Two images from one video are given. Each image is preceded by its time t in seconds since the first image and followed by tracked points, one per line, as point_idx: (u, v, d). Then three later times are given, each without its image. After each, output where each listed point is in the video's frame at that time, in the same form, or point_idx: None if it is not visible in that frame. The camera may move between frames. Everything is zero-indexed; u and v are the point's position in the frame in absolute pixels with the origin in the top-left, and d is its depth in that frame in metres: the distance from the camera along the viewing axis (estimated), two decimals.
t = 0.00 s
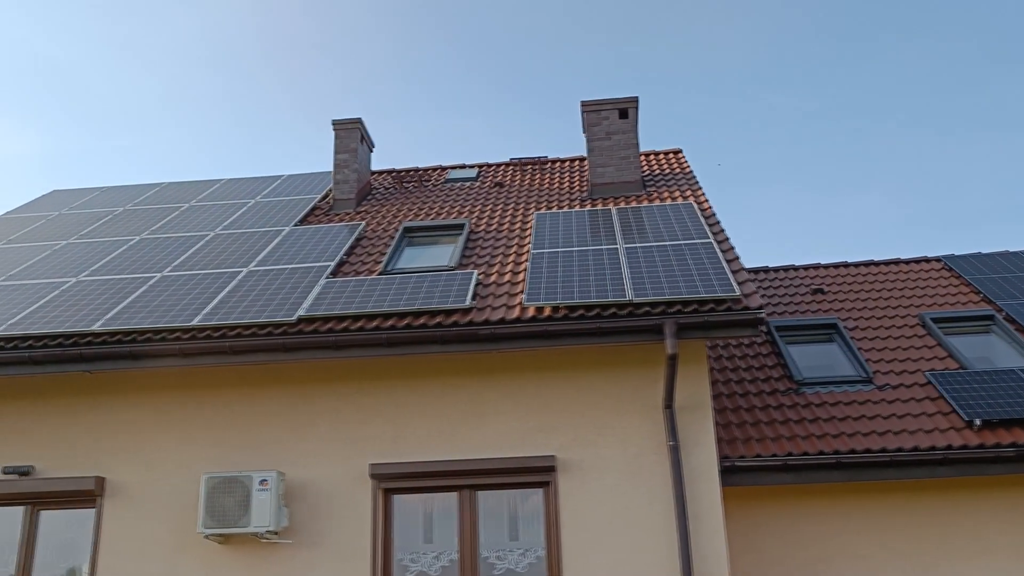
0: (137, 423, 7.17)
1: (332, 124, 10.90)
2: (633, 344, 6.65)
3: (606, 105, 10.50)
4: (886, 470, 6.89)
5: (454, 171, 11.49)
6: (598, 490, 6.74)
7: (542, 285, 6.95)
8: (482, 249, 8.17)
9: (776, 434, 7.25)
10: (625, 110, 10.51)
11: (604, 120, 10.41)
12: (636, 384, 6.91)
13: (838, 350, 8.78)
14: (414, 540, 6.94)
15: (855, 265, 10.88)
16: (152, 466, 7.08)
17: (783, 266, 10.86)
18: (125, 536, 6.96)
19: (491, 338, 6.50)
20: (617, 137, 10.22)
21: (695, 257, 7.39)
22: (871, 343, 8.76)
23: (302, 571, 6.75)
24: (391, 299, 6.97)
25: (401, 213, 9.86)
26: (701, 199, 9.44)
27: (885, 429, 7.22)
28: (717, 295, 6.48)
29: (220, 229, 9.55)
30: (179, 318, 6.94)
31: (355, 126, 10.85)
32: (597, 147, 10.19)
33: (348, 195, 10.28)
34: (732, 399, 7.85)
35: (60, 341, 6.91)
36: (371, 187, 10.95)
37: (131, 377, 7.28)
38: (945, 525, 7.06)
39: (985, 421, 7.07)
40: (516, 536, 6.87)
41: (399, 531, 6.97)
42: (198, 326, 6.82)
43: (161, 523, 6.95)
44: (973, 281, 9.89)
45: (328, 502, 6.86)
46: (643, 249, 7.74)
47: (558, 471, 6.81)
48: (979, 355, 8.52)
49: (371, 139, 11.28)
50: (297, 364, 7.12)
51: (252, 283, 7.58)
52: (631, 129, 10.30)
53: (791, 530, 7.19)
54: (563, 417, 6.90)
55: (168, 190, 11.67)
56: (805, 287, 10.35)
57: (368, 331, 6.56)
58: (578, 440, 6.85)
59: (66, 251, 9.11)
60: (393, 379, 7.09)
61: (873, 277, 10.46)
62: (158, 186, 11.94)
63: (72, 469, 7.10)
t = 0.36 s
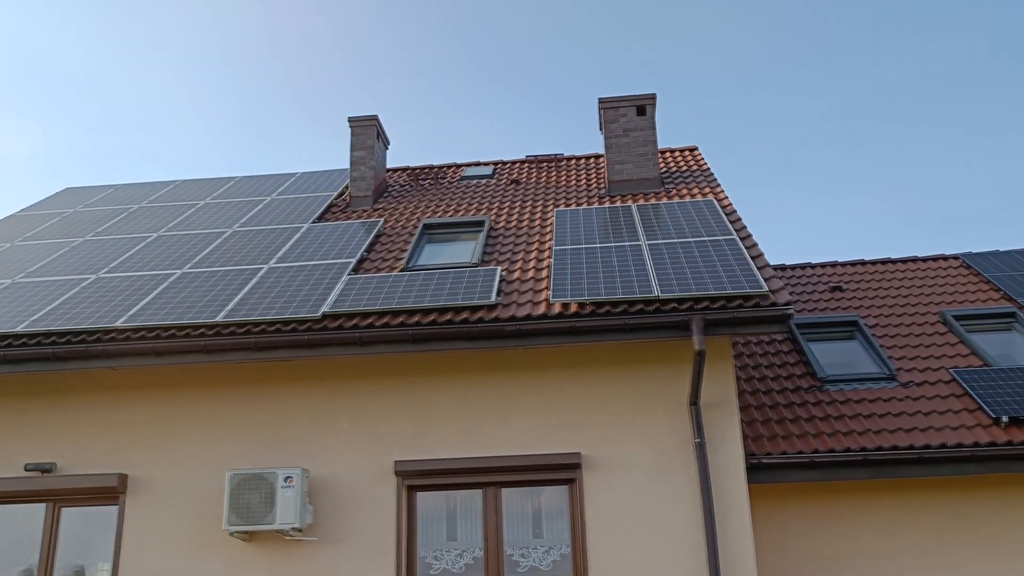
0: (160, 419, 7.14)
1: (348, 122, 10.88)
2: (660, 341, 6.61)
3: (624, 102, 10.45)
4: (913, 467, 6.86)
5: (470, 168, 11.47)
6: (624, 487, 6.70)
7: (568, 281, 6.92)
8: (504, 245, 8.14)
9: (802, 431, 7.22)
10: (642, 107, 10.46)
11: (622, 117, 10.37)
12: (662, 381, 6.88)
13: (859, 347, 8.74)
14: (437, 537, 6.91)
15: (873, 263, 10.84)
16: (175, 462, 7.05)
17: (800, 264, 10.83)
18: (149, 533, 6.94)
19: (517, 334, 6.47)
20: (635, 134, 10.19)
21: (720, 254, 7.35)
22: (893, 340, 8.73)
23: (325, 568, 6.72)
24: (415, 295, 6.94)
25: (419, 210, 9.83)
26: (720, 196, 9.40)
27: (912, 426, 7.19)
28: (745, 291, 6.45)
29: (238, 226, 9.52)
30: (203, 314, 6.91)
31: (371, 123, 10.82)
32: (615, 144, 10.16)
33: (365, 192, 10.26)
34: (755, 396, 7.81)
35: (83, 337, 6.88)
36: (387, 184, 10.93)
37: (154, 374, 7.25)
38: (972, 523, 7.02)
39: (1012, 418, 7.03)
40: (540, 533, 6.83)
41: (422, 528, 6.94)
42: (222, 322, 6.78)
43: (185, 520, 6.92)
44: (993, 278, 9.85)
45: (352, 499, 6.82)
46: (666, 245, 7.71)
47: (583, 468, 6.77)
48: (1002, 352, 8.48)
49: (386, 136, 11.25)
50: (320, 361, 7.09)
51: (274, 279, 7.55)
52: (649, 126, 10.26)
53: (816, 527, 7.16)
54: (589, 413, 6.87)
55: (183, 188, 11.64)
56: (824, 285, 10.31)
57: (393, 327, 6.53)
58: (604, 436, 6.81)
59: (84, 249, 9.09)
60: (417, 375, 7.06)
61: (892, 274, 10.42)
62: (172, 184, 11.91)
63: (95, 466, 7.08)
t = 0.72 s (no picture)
0: (182, 419, 7.10)
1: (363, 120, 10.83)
2: (688, 339, 6.56)
3: (641, 100, 10.40)
4: (942, 467, 6.80)
5: (485, 167, 11.42)
6: (651, 488, 6.65)
7: (594, 280, 6.87)
8: (526, 244, 8.08)
9: (829, 430, 7.17)
10: (660, 105, 10.40)
11: (639, 115, 10.31)
12: (689, 380, 6.82)
13: (882, 346, 8.68)
14: (462, 538, 6.86)
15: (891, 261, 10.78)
16: (198, 463, 7.00)
17: (818, 262, 10.78)
18: (172, 534, 6.89)
19: (545, 333, 6.42)
20: (653, 132, 10.14)
21: (745, 252, 7.30)
22: (916, 339, 8.67)
23: (351, 569, 6.69)
24: (440, 294, 6.89)
25: (436, 209, 9.78)
26: (740, 194, 9.35)
27: (940, 425, 7.13)
28: (774, 290, 6.40)
29: (255, 225, 9.47)
30: (226, 314, 6.86)
31: (387, 122, 10.77)
32: (633, 142, 10.11)
33: (381, 190, 10.21)
34: (780, 395, 7.76)
35: (105, 337, 6.83)
36: (403, 183, 10.88)
37: (176, 374, 7.20)
38: (1001, 523, 6.96)
39: None
40: (565, 533, 6.79)
41: (447, 528, 6.89)
42: (246, 322, 6.73)
43: (208, 520, 6.88)
44: (1013, 277, 9.79)
45: (377, 500, 6.79)
46: (690, 243, 7.65)
47: (610, 467, 6.72)
48: None
49: (401, 135, 11.20)
50: (344, 361, 7.05)
51: (296, 279, 7.51)
52: (667, 124, 10.20)
53: (844, 527, 7.10)
54: (615, 413, 6.81)
55: (196, 187, 11.60)
56: (843, 283, 10.26)
57: (420, 326, 6.48)
58: (631, 436, 6.76)
59: (101, 248, 9.04)
60: (441, 375, 7.01)
61: (911, 272, 10.37)
62: (185, 183, 11.87)
63: (117, 467, 7.03)
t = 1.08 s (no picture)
0: (205, 417, 7.06)
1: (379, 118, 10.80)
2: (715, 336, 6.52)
3: (659, 98, 10.36)
4: (970, 464, 6.76)
5: (500, 164, 11.39)
6: (678, 485, 6.60)
7: (619, 277, 6.83)
8: (547, 241, 8.05)
9: (856, 428, 7.12)
10: (678, 103, 10.37)
11: (657, 113, 10.27)
12: (715, 377, 6.78)
13: (905, 343, 8.64)
14: (487, 536, 6.82)
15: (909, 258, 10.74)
16: (220, 461, 6.96)
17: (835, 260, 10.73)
18: (195, 532, 6.85)
19: (572, 330, 6.38)
20: (671, 129, 10.10)
21: (770, 249, 7.26)
22: (939, 336, 8.63)
23: (375, 568, 6.65)
24: (465, 292, 6.86)
25: (454, 206, 9.75)
26: (760, 191, 9.31)
27: (967, 422, 7.09)
28: (803, 286, 6.35)
29: (272, 223, 9.44)
30: (251, 311, 6.83)
31: (403, 119, 10.73)
32: (651, 139, 10.07)
33: (398, 188, 10.18)
34: (804, 392, 7.71)
35: (129, 334, 6.80)
36: (419, 181, 10.85)
37: (198, 372, 7.16)
38: None
39: None
40: (590, 531, 6.75)
41: (471, 526, 6.85)
42: (271, 319, 6.71)
43: (231, 519, 6.84)
44: None
45: (401, 498, 6.76)
46: (714, 240, 7.61)
47: (636, 466, 6.68)
48: None
49: (417, 132, 11.17)
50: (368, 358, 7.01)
51: (319, 276, 7.48)
52: (686, 121, 10.16)
53: (871, 526, 7.04)
54: (641, 410, 6.77)
55: (210, 186, 11.56)
56: (861, 281, 10.21)
57: (446, 323, 6.46)
58: (657, 434, 6.71)
59: (119, 246, 9.00)
60: (465, 373, 6.97)
61: (929, 270, 10.32)
62: (199, 181, 11.83)
63: (139, 465, 6.99)
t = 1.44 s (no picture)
0: (231, 417, 7.05)
1: (398, 117, 10.79)
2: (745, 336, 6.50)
3: (679, 97, 10.33)
4: (1000, 463, 6.73)
5: (518, 164, 11.38)
6: (707, 485, 6.59)
7: (648, 276, 6.81)
8: (571, 240, 8.03)
9: (883, 428, 7.11)
10: (698, 102, 10.35)
11: (677, 112, 10.26)
12: (744, 376, 6.76)
13: (928, 343, 8.61)
14: (514, 535, 6.80)
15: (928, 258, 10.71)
16: (247, 460, 6.94)
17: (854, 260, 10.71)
18: (222, 532, 6.84)
19: (602, 330, 6.37)
20: (691, 129, 10.08)
21: (798, 247, 7.23)
22: (962, 336, 8.60)
23: (403, 567, 6.64)
24: (493, 291, 6.85)
25: (474, 206, 9.74)
26: (782, 191, 9.30)
27: (996, 421, 7.06)
28: (833, 286, 6.33)
29: (293, 222, 9.43)
30: (278, 310, 6.82)
31: (422, 118, 10.71)
32: (671, 138, 10.05)
33: (417, 188, 10.19)
34: (830, 392, 7.70)
35: (156, 333, 6.79)
36: (437, 180, 10.84)
37: (224, 371, 7.15)
38: None
39: None
40: (617, 531, 6.74)
41: (498, 526, 6.84)
42: (299, 318, 6.70)
43: (258, 518, 6.82)
44: None
45: (428, 498, 6.74)
46: (740, 239, 7.59)
47: (665, 465, 6.66)
48: None
49: (436, 132, 11.15)
50: (394, 358, 7.00)
51: (344, 275, 7.46)
52: (706, 121, 10.13)
53: (899, 526, 7.01)
54: (670, 410, 6.75)
55: (227, 185, 11.55)
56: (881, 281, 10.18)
57: (476, 323, 6.45)
58: (686, 433, 6.70)
59: (140, 245, 8.99)
60: (493, 372, 6.95)
61: (949, 269, 10.29)
62: (216, 181, 11.82)
63: (165, 465, 6.99)
